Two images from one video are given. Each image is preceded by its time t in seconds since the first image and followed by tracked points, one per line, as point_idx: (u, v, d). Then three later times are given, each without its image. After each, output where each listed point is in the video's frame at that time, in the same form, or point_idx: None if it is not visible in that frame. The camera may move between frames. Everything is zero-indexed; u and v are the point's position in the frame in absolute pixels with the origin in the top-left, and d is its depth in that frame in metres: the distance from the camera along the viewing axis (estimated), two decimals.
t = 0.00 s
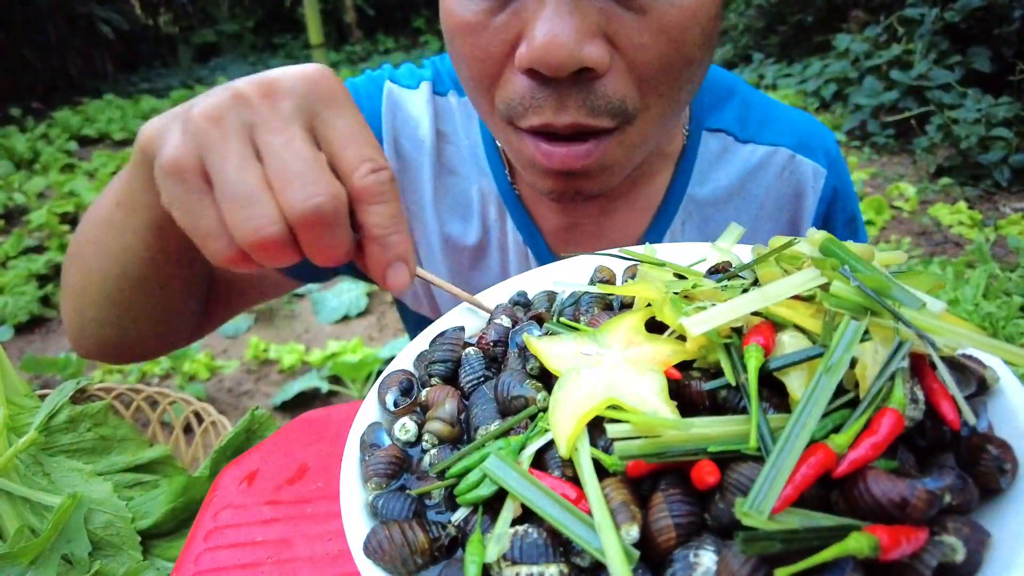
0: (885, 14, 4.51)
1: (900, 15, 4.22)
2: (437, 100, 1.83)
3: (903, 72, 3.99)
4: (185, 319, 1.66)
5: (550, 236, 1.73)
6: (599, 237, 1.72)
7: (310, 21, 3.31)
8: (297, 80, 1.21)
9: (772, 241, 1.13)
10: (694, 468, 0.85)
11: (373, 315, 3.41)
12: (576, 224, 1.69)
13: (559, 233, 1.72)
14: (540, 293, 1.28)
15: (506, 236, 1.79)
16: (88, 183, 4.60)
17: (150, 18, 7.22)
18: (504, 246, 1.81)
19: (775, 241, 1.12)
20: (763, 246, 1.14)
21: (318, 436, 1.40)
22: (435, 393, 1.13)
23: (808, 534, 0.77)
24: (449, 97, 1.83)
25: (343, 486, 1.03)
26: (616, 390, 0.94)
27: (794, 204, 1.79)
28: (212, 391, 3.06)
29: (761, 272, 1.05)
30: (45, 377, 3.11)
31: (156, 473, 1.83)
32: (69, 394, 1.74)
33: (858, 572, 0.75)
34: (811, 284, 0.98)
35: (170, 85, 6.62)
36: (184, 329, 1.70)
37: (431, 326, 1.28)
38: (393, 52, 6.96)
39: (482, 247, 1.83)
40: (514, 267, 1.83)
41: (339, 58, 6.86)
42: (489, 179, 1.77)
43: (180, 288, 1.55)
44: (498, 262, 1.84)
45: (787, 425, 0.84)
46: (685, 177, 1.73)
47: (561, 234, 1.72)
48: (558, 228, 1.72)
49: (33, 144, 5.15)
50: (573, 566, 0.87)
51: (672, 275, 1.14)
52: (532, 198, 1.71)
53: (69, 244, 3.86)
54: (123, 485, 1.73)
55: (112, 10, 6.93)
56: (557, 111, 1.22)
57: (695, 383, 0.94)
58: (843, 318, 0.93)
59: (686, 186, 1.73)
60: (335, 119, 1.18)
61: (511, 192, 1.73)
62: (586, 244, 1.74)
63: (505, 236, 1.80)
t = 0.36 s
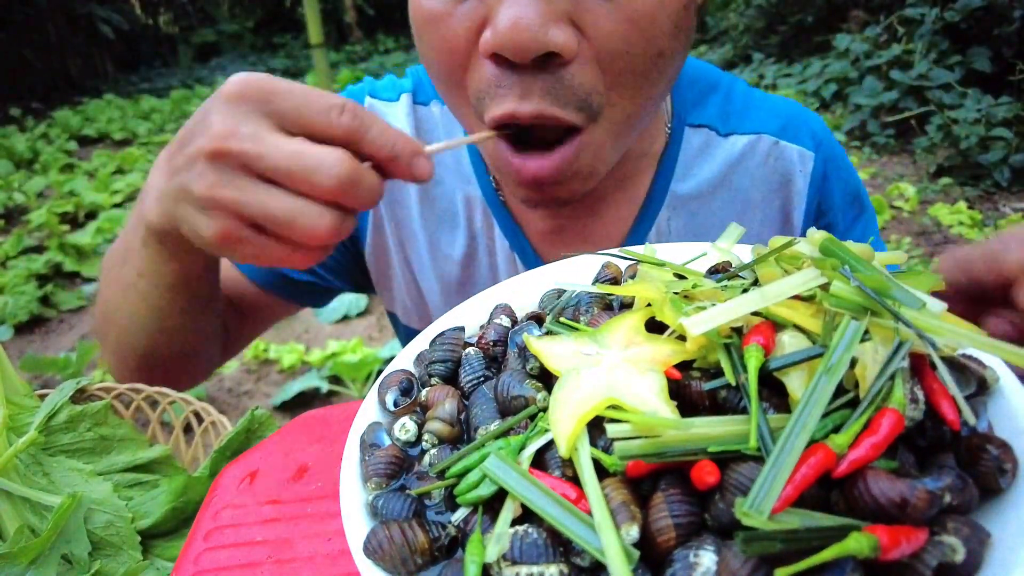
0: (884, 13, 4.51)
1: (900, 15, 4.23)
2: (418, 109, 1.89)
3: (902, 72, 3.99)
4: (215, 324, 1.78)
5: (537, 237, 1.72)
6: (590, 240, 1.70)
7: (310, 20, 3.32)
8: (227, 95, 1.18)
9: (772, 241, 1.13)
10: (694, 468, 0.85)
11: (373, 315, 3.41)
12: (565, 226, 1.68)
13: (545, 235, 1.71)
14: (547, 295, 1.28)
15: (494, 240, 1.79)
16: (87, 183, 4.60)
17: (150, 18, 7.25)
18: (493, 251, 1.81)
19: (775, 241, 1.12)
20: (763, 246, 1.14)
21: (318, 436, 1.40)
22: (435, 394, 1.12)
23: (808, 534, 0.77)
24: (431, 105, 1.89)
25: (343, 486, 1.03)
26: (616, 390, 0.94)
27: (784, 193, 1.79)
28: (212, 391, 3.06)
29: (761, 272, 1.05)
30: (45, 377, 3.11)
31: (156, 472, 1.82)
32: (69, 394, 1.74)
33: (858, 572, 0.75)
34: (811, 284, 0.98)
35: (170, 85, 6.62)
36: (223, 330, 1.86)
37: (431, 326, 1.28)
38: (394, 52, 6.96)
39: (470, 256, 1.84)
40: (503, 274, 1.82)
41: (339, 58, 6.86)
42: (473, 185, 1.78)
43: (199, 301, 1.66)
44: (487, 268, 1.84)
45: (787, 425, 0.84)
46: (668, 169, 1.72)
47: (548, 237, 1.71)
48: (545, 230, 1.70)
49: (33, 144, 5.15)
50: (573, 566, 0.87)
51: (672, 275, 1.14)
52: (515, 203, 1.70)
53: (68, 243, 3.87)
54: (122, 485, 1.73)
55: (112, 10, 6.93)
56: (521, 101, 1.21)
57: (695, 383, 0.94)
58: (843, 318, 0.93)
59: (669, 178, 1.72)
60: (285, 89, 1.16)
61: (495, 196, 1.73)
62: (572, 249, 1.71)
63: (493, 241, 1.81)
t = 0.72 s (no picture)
0: (885, 13, 4.51)
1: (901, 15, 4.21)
2: (393, 105, 2.04)
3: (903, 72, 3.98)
4: (260, 360, 1.95)
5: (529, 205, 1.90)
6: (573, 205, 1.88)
7: (310, 20, 3.31)
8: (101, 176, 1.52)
9: (772, 241, 1.13)
10: (694, 468, 0.85)
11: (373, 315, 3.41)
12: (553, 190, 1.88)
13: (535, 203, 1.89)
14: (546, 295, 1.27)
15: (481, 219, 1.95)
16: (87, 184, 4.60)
17: (151, 18, 7.27)
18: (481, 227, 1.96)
19: (775, 241, 1.12)
20: (764, 247, 1.14)
21: (318, 436, 1.40)
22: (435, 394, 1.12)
23: (809, 534, 0.77)
24: (410, 96, 2.05)
25: (343, 487, 1.03)
26: (616, 390, 0.94)
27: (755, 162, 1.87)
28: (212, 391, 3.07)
29: (761, 272, 1.05)
30: (45, 377, 3.11)
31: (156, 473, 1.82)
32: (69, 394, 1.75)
33: (859, 572, 0.75)
34: (811, 284, 0.98)
35: (170, 85, 6.62)
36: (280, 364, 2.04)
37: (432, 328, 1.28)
38: (394, 52, 6.96)
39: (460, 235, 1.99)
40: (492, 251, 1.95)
41: (338, 58, 6.86)
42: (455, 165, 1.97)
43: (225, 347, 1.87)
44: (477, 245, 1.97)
45: (787, 425, 0.84)
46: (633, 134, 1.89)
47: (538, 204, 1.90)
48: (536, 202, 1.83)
49: (33, 144, 5.16)
50: (573, 566, 0.86)
51: (673, 275, 1.14)
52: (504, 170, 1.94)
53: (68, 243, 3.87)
54: (122, 485, 1.73)
55: (112, 10, 6.94)
56: (503, 36, 1.49)
57: (696, 383, 0.94)
58: (843, 318, 0.93)
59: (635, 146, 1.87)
60: (121, 171, 1.49)
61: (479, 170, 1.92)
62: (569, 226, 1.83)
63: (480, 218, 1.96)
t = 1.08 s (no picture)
0: (885, 14, 4.51)
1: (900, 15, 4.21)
2: (403, 101, 2.04)
3: (903, 72, 3.99)
4: (289, 363, 1.93)
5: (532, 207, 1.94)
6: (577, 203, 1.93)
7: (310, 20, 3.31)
8: (240, 137, 1.37)
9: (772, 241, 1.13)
10: (694, 468, 0.84)
11: (372, 315, 3.42)
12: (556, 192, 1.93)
13: (539, 206, 1.94)
14: (547, 295, 1.28)
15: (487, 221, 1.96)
16: (87, 184, 4.60)
17: (150, 17, 7.28)
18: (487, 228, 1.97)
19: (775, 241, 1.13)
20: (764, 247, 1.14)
21: (318, 436, 1.40)
22: (435, 394, 1.12)
23: (809, 534, 0.77)
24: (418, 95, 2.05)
25: (343, 487, 1.03)
26: (616, 390, 0.94)
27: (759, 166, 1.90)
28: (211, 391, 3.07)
29: (762, 272, 1.05)
30: (45, 377, 3.11)
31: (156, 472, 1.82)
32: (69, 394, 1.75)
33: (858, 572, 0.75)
34: (811, 283, 0.98)
35: (170, 84, 6.62)
36: (296, 371, 2.03)
37: (433, 329, 1.28)
38: (393, 52, 6.96)
39: (467, 238, 1.99)
40: (499, 250, 1.98)
41: (339, 58, 6.86)
42: (463, 166, 1.98)
43: (262, 353, 1.84)
44: (482, 244, 1.99)
45: (787, 425, 0.84)
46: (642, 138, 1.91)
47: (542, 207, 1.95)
48: (537, 201, 1.94)
49: (33, 144, 5.16)
50: (573, 567, 0.86)
51: (673, 275, 1.14)
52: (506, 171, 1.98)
53: (68, 243, 3.87)
54: (122, 485, 1.73)
55: (112, 10, 6.94)
56: (518, 26, 1.45)
57: (695, 383, 0.94)
58: (843, 318, 0.93)
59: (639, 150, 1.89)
60: (275, 136, 1.33)
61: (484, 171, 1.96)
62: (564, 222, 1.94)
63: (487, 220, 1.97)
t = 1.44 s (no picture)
0: (884, 14, 4.51)
1: (900, 15, 4.21)
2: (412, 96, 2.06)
3: (902, 73, 3.99)
4: (303, 350, 1.94)
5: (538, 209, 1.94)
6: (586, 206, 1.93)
7: (310, 20, 3.31)
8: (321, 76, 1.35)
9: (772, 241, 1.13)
10: (694, 468, 0.85)
11: (373, 315, 3.42)
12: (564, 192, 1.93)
13: (546, 205, 1.94)
14: (548, 295, 1.28)
15: (494, 218, 1.97)
16: (88, 184, 4.61)
17: (151, 18, 7.29)
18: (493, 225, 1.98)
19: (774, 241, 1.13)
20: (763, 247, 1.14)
21: (318, 435, 1.40)
22: (435, 393, 1.12)
23: (808, 534, 0.77)
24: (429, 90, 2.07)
25: (343, 487, 1.03)
26: (616, 390, 0.94)
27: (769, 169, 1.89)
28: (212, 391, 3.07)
29: (761, 271, 1.05)
30: (45, 377, 3.12)
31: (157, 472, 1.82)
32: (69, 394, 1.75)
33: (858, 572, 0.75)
34: (810, 283, 0.99)
35: (170, 85, 6.63)
36: (308, 355, 2.03)
37: (433, 329, 1.28)
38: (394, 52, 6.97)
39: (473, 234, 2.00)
40: (504, 248, 1.98)
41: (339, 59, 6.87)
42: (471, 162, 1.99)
43: (283, 333, 1.85)
44: (489, 240, 2.00)
45: (786, 425, 0.84)
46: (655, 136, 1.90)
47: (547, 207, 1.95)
48: (543, 201, 1.94)
49: (34, 144, 5.17)
50: (573, 566, 0.87)
51: (672, 275, 1.14)
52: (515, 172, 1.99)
53: (69, 243, 3.88)
54: (123, 485, 1.73)
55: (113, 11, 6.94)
56: (546, 3, 1.45)
57: (695, 383, 0.94)
58: (843, 318, 0.93)
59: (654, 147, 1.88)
60: (363, 80, 1.30)
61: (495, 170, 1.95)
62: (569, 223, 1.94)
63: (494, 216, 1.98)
